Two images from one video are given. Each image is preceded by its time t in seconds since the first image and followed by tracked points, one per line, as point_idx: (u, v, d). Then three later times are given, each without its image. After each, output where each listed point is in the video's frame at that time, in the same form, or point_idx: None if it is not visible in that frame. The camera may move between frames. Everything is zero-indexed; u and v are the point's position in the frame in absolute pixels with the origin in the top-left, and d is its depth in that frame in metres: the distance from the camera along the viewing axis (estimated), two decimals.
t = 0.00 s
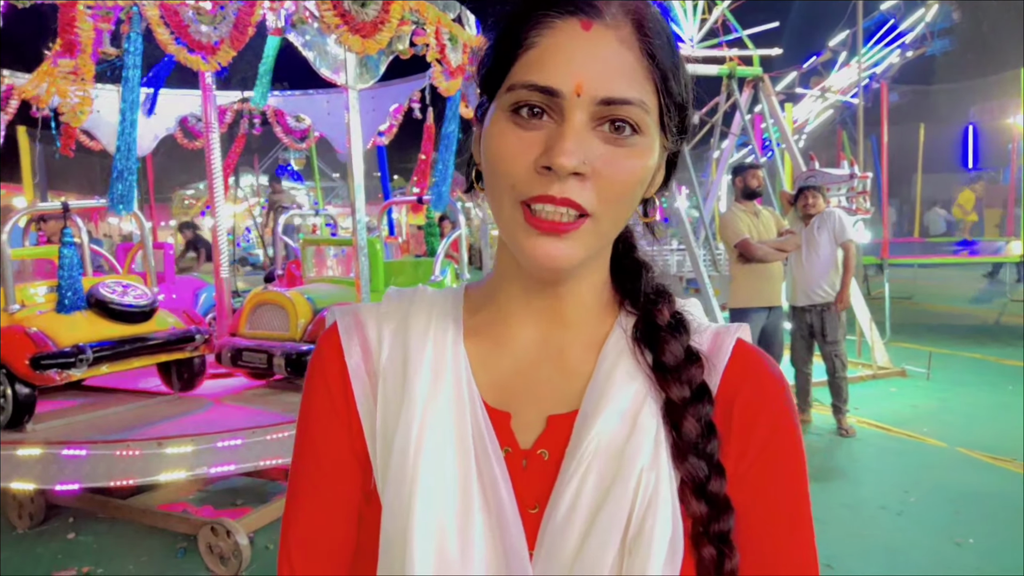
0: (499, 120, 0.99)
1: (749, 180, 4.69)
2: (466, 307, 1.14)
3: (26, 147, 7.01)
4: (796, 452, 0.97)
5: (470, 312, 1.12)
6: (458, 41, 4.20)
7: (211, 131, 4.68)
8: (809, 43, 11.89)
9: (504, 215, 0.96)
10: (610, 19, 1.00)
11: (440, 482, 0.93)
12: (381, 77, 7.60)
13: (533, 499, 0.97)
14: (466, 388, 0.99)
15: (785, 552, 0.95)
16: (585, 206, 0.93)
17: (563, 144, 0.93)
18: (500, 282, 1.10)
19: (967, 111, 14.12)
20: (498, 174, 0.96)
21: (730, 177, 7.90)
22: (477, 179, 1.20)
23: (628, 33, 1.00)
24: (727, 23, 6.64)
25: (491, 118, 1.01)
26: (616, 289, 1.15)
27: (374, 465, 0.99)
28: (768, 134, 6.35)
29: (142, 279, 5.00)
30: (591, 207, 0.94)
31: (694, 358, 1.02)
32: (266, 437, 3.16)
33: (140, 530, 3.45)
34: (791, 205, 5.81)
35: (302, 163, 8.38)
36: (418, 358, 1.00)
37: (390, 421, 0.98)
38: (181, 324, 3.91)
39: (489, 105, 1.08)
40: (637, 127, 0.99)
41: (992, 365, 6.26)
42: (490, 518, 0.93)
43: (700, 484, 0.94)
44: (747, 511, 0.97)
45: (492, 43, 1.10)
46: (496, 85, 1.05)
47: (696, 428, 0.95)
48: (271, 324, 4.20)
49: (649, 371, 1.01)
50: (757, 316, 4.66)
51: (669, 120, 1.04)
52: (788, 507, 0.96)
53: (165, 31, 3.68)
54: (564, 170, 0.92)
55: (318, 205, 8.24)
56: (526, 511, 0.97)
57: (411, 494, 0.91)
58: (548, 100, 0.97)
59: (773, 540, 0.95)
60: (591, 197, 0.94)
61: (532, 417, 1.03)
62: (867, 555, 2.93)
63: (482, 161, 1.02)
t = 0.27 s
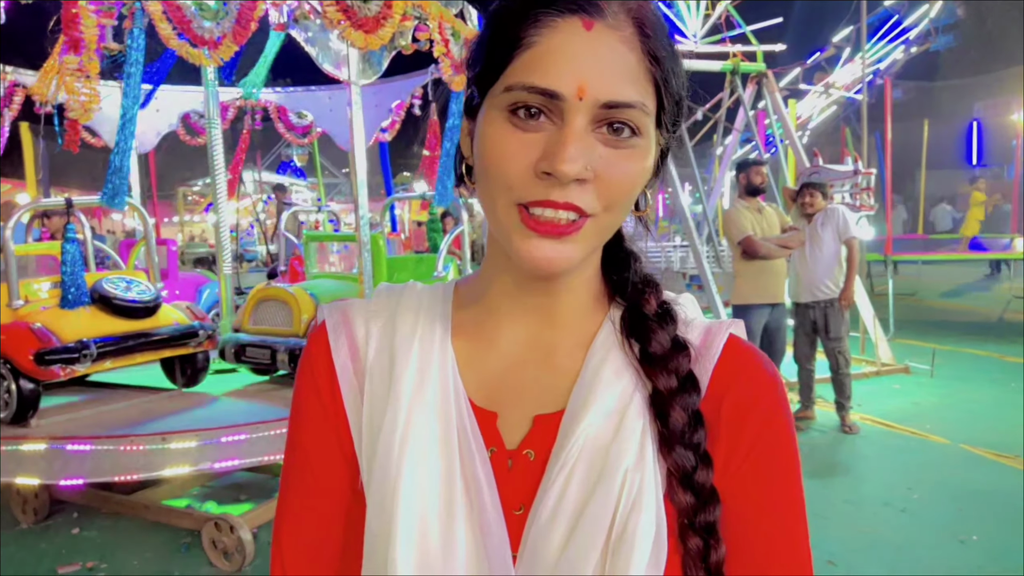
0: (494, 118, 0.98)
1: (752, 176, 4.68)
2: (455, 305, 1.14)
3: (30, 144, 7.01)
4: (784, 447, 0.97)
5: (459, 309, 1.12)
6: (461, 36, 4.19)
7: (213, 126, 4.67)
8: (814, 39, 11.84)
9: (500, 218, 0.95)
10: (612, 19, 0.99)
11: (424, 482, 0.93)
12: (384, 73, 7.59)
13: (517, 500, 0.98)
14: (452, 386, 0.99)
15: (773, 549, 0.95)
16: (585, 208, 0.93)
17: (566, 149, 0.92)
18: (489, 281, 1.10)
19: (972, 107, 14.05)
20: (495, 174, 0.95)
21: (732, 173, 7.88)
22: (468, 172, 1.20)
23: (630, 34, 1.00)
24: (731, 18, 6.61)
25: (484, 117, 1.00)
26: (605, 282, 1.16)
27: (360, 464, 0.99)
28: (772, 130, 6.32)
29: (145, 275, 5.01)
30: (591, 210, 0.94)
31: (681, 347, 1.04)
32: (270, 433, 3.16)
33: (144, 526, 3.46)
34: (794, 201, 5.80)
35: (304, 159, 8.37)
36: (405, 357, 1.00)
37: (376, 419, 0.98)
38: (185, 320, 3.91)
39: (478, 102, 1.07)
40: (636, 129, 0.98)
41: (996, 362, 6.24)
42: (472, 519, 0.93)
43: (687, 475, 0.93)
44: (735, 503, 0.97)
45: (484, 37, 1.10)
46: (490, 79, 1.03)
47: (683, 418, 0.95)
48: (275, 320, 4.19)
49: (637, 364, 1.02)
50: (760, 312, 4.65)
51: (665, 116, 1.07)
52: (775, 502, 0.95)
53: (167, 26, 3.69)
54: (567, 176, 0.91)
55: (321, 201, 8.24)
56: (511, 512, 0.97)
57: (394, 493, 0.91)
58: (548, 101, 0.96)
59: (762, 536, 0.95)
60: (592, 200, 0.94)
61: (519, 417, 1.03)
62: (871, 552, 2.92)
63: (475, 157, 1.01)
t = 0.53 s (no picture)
0: (495, 120, 0.98)
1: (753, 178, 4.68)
2: (454, 308, 1.14)
3: (30, 143, 7.00)
4: (794, 447, 0.96)
5: (460, 313, 1.12)
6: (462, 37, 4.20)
7: (214, 126, 4.67)
8: (814, 40, 11.85)
9: (506, 225, 0.95)
10: (619, 19, 0.99)
11: (427, 491, 0.93)
12: (385, 73, 7.59)
13: (523, 506, 0.97)
14: (453, 391, 0.99)
15: (783, 551, 0.94)
16: (591, 216, 0.94)
17: (572, 156, 0.92)
18: (491, 284, 1.09)
19: (973, 109, 14.04)
20: (497, 178, 0.95)
21: (733, 174, 7.87)
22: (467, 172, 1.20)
23: (637, 34, 1.00)
24: (732, 20, 6.61)
25: (485, 118, 0.99)
26: (606, 283, 1.17)
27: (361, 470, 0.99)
28: (772, 132, 6.32)
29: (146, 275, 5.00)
30: (597, 216, 0.94)
31: (685, 348, 1.04)
32: (269, 433, 3.16)
33: (144, 527, 3.46)
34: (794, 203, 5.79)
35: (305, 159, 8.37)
36: (404, 363, 1.00)
37: (376, 424, 0.98)
38: (185, 320, 3.91)
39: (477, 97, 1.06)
40: (643, 132, 0.99)
41: (996, 365, 6.24)
42: (477, 525, 0.92)
43: (696, 476, 0.93)
44: (745, 505, 0.97)
45: (481, 36, 1.09)
46: (491, 77, 1.02)
47: (689, 418, 0.96)
48: (276, 321, 4.19)
49: (641, 366, 1.03)
50: (760, 314, 4.65)
51: (671, 116, 1.08)
52: (786, 503, 0.95)
53: (169, 26, 3.69)
54: (574, 183, 0.91)
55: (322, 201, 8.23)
56: (517, 519, 0.97)
57: (396, 501, 0.91)
58: (553, 104, 0.96)
59: (772, 539, 0.95)
60: (598, 207, 0.94)
61: (522, 421, 1.03)
62: (872, 555, 2.92)
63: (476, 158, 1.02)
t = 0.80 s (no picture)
0: (503, 106, 0.98)
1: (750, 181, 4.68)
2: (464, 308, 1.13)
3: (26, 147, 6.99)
4: (829, 451, 0.93)
5: (470, 313, 1.11)
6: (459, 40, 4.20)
7: (210, 129, 4.66)
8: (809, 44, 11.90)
9: (512, 216, 0.95)
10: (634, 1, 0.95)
11: (441, 500, 0.91)
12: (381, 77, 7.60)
13: (543, 519, 0.96)
14: (465, 398, 0.98)
15: (819, 557, 0.91)
16: (601, 209, 0.93)
17: (582, 145, 0.92)
18: (502, 283, 1.08)
19: (967, 111, 14.09)
20: (503, 167, 0.95)
21: (730, 177, 7.89)
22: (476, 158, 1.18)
23: (655, 17, 0.97)
24: (729, 23, 6.64)
25: (494, 105, 0.99)
26: (626, 278, 1.14)
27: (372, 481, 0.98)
28: (769, 135, 6.33)
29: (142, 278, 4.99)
30: (607, 209, 0.94)
31: (711, 346, 1.02)
32: (265, 436, 3.15)
33: (139, 531, 3.44)
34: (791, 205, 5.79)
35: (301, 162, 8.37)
36: (413, 369, 0.99)
37: (385, 433, 0.98)
38: (181, 324, 3.91)
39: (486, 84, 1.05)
40: (660, 121, 0.97)
41: (992, 367, 6.25)
42: (493, 536, 0.91)
43: (727, 482, 0.91)
44: (780, 511, 0.93)
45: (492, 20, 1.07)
46: (500, 62, 1.01)
47: (718, 421, 0.94)
48: (271, 325, 4.18)
49: (665, 365, 1.01)
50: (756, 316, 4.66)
51: (690, 105, 1.05)
52: (824, 510, 0.91)
53: (165, 29, 3.71)
54: (581, 173, 0.91)
55: (319, 204, 8.23)
56: (537, 532, 0.95)
57: (409, 513, 0.90)
58: (563, 90, 0.95)
59: (807, 547, 0.91)
60: (607, 200, 0.93)
61: (539, 427, 1.01)
62: (865, 557, 2.92)
63: (484, 151, 1.01)
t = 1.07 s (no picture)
0: (514, 105, 0.95)
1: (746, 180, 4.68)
2: (477, 312, 1.09)
3: (21, 147, 6.99)
4: (864, 456, 0.92)
5: (485, 317, 1.08)
6: (455, 40, 4.19)
7: (205, 129, 4.65)
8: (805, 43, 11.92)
9: (526, 223, 0.93)
10: None
11: (467, 517, 0.87)
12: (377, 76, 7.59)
13: (574, 534, 0.93)
14: (485, 408, 0.93)
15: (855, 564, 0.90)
16: (620, 214, 0.92)
17: (598, 149, 0.90)
18: (518, 286, 1.05)
19: (963, 110, 14.11)
20: (516, 170, 0.93)
21: (725, 176, 7.90)
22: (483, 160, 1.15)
23: (674, 7, 0.94)
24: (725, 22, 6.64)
25: (505, 101, 0.96)
26: (647, 281, 1.12)
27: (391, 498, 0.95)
28: (765, 134, 6.35)
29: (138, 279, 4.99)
30: (625, 214, 0.92)
31: (741, 350, 0.98)
32: (262, 437, 3.14)
33: (136, 532, 3.44)
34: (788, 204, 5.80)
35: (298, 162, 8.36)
36: (428, 380, 0.94)
37: (402, 449, 0.93)
38: (177, 324, 3.90)
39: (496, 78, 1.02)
40: (682, 118, 0.95)
41: (988, 365, 6.27)
42: (524, 552, 0.86)
43: (764, 495, 0.89)
44: (817, 519, 0.92)
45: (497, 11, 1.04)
46: (509, 56, 0.98)
47: (751, 430, 0.91)
48: (268, 325, 4.18)
49: (692, 369, 0.97)
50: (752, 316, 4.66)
51: (714, 99, 1.03)
52: (861, 516, 0.90)
53: (160, 29, 3.72)
54: (600, 179, 0.89)
55: (315, 205, 8.23)
56: (568, 547, 0.92)
57: (434, 534, 0.85)
58: (576, 87, 0.93)
59: (847, 556, 0.90)
60: (627, 205, 0.92)
61: (564, 439, 0.98)
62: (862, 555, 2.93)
63: (495, 150, 0.98)
